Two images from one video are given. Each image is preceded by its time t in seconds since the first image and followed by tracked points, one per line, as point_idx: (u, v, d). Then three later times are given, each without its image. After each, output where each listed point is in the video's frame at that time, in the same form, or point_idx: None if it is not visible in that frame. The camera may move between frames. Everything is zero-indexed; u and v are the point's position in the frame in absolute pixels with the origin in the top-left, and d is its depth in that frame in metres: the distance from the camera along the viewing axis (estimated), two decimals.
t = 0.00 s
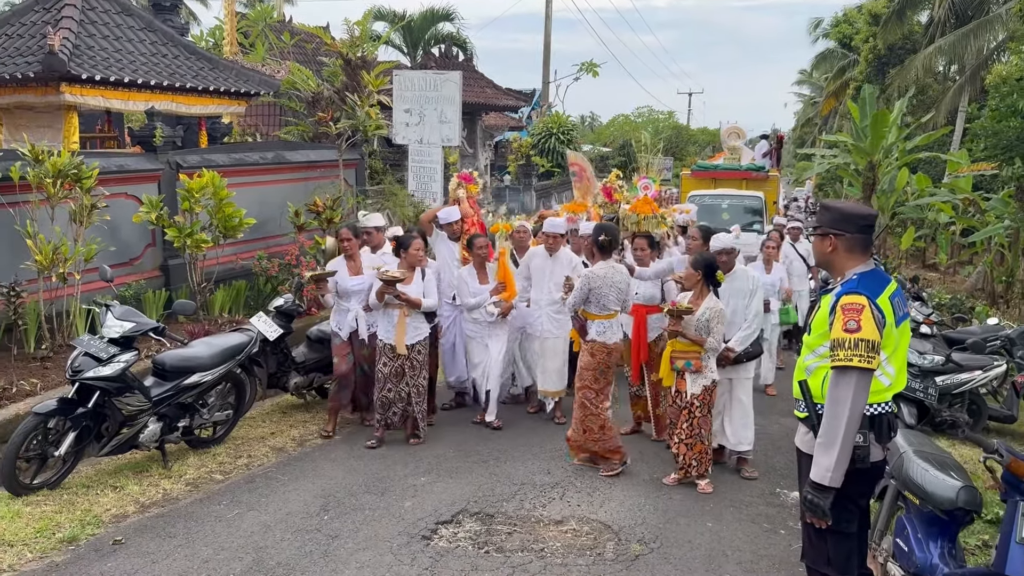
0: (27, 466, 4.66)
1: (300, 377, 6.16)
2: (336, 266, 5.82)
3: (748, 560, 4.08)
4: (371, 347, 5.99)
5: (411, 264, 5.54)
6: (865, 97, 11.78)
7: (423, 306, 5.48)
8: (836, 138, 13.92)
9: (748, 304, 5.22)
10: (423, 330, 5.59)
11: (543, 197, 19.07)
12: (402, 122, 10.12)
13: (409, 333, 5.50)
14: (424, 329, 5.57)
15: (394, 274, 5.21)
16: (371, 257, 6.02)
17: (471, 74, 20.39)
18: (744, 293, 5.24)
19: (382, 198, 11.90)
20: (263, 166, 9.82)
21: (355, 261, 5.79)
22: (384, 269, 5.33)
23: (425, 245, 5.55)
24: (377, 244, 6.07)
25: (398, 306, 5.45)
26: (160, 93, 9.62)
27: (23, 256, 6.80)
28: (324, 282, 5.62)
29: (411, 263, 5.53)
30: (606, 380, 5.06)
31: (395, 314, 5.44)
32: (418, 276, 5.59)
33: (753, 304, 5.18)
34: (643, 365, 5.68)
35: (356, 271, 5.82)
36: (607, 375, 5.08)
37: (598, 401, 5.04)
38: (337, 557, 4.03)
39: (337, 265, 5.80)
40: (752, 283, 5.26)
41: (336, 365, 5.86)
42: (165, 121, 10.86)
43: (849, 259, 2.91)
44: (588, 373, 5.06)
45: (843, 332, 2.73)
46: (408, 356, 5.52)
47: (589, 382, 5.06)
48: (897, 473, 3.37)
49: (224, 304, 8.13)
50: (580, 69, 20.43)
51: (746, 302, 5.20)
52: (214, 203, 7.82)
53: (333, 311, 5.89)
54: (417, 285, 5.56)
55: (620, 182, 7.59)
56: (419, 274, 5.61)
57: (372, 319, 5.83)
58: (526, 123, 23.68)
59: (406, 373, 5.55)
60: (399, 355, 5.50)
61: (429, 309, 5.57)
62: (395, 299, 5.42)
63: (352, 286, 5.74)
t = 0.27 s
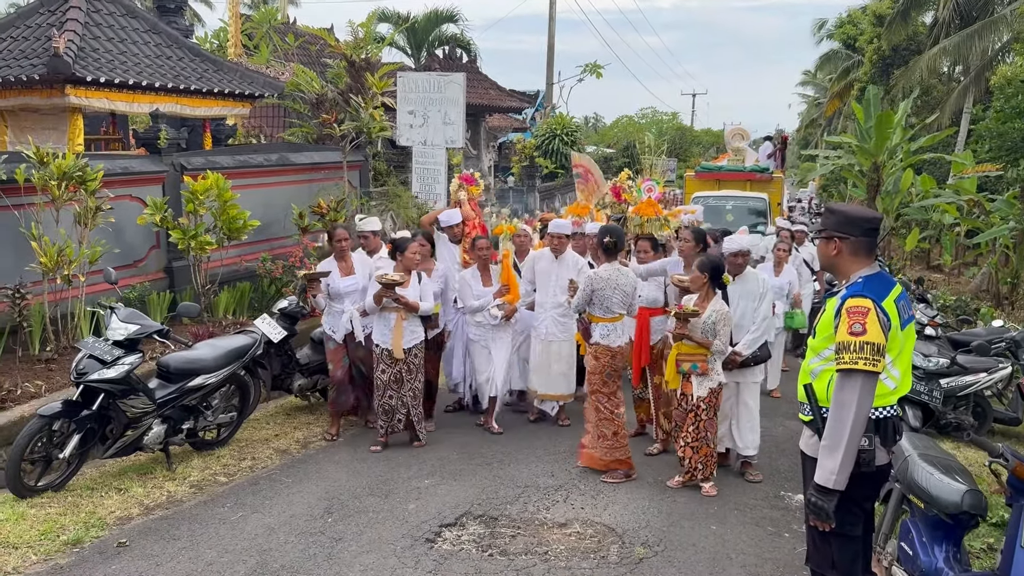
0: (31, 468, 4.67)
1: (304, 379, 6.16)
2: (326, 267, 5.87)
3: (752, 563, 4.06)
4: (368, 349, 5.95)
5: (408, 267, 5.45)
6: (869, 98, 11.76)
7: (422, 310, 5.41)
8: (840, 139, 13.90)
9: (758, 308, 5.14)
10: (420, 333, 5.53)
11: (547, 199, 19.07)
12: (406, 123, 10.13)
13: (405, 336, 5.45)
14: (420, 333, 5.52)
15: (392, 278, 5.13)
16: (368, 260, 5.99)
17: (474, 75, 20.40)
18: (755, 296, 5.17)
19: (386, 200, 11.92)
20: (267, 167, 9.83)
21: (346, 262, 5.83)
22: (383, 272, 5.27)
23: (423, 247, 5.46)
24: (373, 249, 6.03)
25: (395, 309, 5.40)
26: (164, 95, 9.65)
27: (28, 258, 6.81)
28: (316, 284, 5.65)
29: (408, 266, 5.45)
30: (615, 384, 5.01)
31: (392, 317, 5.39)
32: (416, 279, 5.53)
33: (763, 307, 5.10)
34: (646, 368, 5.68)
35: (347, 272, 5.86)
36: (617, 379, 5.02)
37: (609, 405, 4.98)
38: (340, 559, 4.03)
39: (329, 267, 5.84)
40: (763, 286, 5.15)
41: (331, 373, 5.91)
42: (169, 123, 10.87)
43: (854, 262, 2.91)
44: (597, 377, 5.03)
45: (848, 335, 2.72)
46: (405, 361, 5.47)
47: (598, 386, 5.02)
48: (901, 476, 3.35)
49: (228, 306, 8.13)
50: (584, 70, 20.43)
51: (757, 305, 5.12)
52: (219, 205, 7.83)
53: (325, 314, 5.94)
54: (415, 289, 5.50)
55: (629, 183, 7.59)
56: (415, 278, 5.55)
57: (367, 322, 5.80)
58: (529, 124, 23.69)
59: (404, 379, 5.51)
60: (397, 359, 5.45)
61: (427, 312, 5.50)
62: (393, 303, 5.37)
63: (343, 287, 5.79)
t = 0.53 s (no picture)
0: (34, 471, 4.67)
1: (306, 382, 6.16)
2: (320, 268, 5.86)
3: (755, 568, 4.06)
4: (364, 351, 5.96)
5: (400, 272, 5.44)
6: (872, 101, 11.75)
7: (414, 314, 5.41)
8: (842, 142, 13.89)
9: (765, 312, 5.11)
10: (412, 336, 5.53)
11: (549, 201, 19.07)
12: (409, 126, 10.13)
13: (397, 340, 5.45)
14: (412, 337, 5.52)
15: (389, 282, 5.11)
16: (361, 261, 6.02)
17: (476, 78, 20.41)
18: (762, 301, 5.14)
19: (388, 203, 11.93)
20: (270, 170, 9.85)
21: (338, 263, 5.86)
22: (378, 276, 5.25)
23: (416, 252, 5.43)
24: (360, 248, 6.08)
25: (388, 313, 5.40)
26: (167, 98, 9.66)
27: (30, 261, 6.82)
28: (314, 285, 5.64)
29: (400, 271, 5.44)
30: (620, 388, 5.03)
31: (383, 321, 5.39)
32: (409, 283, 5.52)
33: (770, 312, 5.07)
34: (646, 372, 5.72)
35: (340, 274, 5.90)
36: (620, 384, 5.04)
37: (614, 408, 5.02)
38: (342, 563, 4.03)
39: (322, 268, 5.84)
40: (772, 291, 5.13)
41: (328, 376, 5.89)
42: (172, 126, 10.89)
43: (857, 267, 2.90)
44: (602, 381, 5.03)
45: (852, 340, 2.71)
46: (397, 365, 5.47)
47: (603, 390, 5.03)
48: (904, 481, 3.33)
49: (230, 309, 8.14)
50: (586, 73, 20.43)
51: (764, 310, 5.09)
52: (221, 208, 7.84)
53: (320, 316, 5.93)
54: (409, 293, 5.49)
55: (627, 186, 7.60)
56: (409, 281, 5.54)
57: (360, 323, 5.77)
58: (531, 127, 23.70)
59: (398, 383, 5.52)
60: (389, 363, 5.45)
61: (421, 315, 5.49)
62: (387, 307, 5.36)
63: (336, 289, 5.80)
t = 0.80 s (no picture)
0: (33, 476, 4.66)
1: (306, 387, 6.16)
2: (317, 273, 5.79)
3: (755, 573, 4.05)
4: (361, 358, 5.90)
5: (394, 278, 5.43)
6: (871, 105, 11.76)
7: (409, 320, 5.40)
8: (842, 146, 13.90)
9: (770, 318, 5.05)
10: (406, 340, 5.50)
11: (549, 205, 19.07)
12: (409, 130, 10.14)
13: (391, 345, 5.42)
14: (406, 341, 5.49)
15: (385, 289, 5.12)
16: (360, 266, 5.94)
17: (477, 82, 20.43)
18: (769, 306, 5.06)
19: (388, 206, 11.94)
20: (270, 174, 9.85)
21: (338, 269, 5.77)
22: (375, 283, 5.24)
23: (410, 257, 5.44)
24: (352, 250, 5.99)
25: (383, 319, 5.38)
26: (168, 102, 9.67)
27: (30, 265, 6.82)
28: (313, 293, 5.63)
29: (394, 276, 5.43)
30: (621, 392, 5.04)
31: (378, 327, 5.38)
32: (404, 288, 5.51)
33: (776, 318, 5.02)
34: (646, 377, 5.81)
35: (339, 280, 5.81)
36: (620, 389, 5.04)
37: (615, 413, 5.01)
38: (342, 569, 4.02)
39: (320, 274, 5.75)
40: (778, 297, 5.07)
41: (325, 384, 5.87)
42: (172, 130, 10.90)
43: (858, 272, 2.90)
44: (602, 386, 5.03)
45: (855, 346, 2.71)
46: (390, 370, 5.43)
47: (603, 395, 5.04)
48: (905, 486, 3.33)
49: (230, 313, 8.13)
50: (586, 77, 20.46)
51: (771, 315, 5.03)
52: (221, 212, 7.85)
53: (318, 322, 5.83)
54: (403, 298, 5.48)
55: (620, 191, 7.55)
56: (403, 286, 5.52)
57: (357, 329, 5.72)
58: (531, 131, 23.71)
59: (392, 388, 5.48)
60: (383, 369, 5.41)
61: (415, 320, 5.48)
62: (382, 313, 5.34)
63: (336, 296, 5.70)
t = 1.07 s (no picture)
0: (29, 482, 4.64)
1: (303, 392, 6.14)
2: (314, 279, 5.78)
3: None
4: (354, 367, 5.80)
5: (389, 284, 5.42)
6: (869, 111, 11.79)
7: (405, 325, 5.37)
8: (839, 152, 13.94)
9: (769, 325, 5.04)
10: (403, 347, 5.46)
11: (547, 210, 19.08)
12: (407, 135, 10.15)
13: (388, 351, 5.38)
14: (404, 348, 5.45)
15: (379, 296, 5.08)
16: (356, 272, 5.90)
17: (475, 87, 20.45)
18: (768, 313, 5.05)
19: (386, 211, 11.94)
20: (267, 179, 9.85)
21: (334, 275, 5.72)
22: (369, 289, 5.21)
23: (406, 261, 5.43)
24: (346, 255, 6.00)
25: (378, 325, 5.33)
26: (165, 107, 9.67)
27: (27, 270, 6.80)
28: (304, 298, 5.62)
29: (389, 282, 5.42)
30: (620, 398, 5.02)
31: (374, 333, 5.32)
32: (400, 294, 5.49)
33: (776, 324, 5.01)
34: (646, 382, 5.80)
35: (334, 286, 5.76)
36: (620, 394, 5.03)
37: (613, 419, 5.00)
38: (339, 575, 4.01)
39: (316, 280, 5.74)
40: (778, 304, 5.05)
41: (315, 389, 5.77)
42: (170, 135, 10.89)
43: (855, 278, 2.91)
44: (601, 393, 5.02)
45: (854, 352, 2.71)
46: (385, 377, 5.38)
47: (601, 401, 5.03)
48: (903, 492, 3.32)
49: (227, 318, 8.11)
50: (584, 83, 20.49)
51: (769, 322, 5.03)
52: (219, 217, 7.83)
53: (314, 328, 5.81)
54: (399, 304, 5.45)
55: (612, 194, 7.64)
56: (399, 292, 5.50)
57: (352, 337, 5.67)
58: (529, 136, 23.75)
59: (387, 395, 5.42)
60: (379, 375, 5.37)
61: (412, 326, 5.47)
62: (377, 320, 5.29)
63: (330, 302, 5.68)
